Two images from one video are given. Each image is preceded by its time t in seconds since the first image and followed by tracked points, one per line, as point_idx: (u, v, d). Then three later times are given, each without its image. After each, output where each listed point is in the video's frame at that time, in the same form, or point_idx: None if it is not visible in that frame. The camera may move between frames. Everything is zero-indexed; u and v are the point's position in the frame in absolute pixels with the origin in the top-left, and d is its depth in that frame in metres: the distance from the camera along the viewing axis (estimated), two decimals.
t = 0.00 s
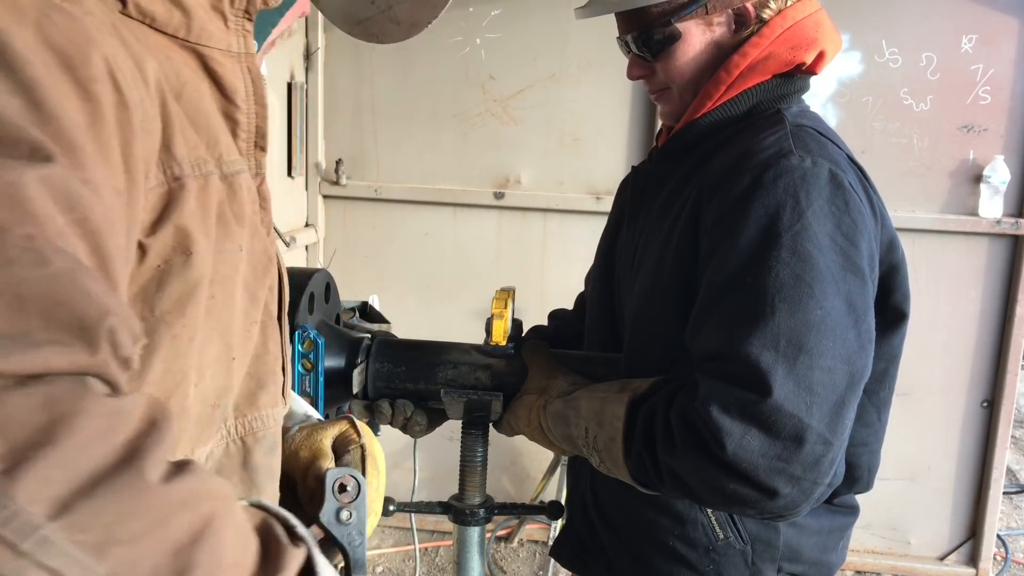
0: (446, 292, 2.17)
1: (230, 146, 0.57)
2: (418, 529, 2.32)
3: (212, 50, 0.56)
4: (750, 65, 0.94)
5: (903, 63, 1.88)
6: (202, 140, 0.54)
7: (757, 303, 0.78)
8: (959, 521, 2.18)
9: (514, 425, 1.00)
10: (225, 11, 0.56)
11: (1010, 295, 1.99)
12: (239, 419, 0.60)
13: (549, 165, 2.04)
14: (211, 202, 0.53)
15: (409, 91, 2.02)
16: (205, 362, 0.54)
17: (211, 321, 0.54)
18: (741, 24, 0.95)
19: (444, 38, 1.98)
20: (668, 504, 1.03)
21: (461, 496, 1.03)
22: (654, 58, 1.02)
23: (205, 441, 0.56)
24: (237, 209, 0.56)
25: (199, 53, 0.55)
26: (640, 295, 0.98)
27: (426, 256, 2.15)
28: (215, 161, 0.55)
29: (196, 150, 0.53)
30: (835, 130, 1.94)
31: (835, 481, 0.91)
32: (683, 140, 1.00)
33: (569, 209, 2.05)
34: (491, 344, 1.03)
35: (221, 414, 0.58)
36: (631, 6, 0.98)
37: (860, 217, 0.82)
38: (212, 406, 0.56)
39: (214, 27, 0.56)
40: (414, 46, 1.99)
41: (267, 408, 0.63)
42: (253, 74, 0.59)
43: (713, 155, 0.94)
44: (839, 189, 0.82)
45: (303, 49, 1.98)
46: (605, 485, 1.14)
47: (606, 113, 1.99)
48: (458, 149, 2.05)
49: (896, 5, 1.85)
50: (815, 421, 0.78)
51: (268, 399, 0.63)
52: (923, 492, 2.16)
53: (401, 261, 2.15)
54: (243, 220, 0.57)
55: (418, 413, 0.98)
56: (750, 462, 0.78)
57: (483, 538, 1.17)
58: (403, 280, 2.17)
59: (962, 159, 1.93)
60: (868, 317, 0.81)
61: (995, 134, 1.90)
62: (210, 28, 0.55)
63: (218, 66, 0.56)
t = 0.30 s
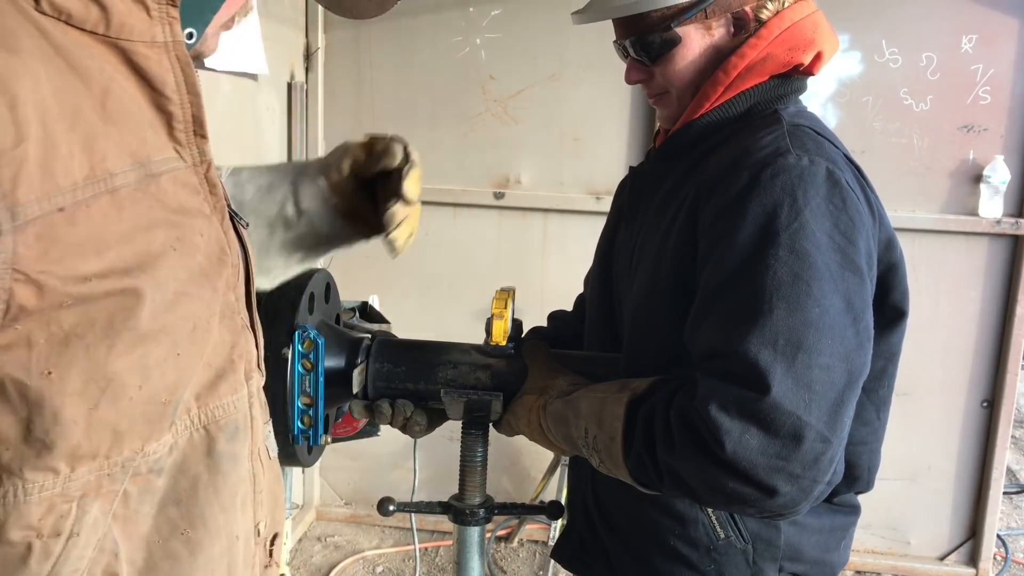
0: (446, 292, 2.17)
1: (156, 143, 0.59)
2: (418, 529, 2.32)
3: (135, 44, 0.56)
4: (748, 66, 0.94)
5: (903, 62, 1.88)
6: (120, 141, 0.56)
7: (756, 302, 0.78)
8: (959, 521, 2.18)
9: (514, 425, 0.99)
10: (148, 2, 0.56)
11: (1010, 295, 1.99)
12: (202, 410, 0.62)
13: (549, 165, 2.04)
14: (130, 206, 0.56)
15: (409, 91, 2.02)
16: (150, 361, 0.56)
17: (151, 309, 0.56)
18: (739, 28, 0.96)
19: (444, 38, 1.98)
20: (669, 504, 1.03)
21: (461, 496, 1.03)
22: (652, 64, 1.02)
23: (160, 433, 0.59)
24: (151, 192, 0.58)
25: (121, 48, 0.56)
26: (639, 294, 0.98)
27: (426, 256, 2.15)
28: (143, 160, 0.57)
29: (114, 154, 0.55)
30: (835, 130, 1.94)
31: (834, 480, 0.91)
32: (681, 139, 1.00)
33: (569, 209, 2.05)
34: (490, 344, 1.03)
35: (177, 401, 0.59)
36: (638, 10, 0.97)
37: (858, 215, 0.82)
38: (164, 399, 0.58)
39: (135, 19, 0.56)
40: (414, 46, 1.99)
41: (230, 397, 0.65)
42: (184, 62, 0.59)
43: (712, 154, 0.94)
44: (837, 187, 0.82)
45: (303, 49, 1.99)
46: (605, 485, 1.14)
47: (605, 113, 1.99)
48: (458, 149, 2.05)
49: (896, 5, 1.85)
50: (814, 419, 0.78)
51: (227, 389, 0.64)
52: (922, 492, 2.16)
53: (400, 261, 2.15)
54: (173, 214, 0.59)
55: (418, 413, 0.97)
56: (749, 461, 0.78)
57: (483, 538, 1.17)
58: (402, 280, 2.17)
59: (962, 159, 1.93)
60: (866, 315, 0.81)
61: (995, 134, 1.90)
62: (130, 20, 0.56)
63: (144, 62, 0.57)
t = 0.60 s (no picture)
0: (446, 292, 2.17)
1: (120, 150, 0.63)
2: (418, 529, 2.32)
3: (90, 49, 0.60)
4: (750, 67, 0.93)
5: (904, 62, 1.88)
6: (91, 151, 0.61)
7: (755, 306, 0.78)
8: (959, 521, 2.18)
9: (514, 425, 0.99)
10: (100, 6, 0.59)
11: (1010, 295, 1.99)
12: (188, 414, 0.68)
13: (548, 165, 2.04)
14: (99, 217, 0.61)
15: (408, 91, 2.02)
16: (121, 370, 0.62)
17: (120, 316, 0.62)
18: (740, 29, 0.96)
19: (444, 38, 1.98)
20: (668, 505, 1.03)
21: (461, 496, 1.03)
22: (653, 65, 1.02)
23: (142, 438, 0.64)
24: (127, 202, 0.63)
25: (77, 54, 0.60)
26: (639, 296, 0.98)
27: (426, 256, 2.15)
28: (114, 168, 0.62)
29: (79, 163, 0.60)
30: (835, 130, 1.94)
31: (833, 484, 0.91)
32: (681, 140, 1.00)
33: (569, 210, 2.05)
34: (490, 344, 1.03)
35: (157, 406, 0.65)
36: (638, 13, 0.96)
37: (858, 220, 0.82)
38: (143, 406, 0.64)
39: (88, 24, 0.59)
40: (414, 46, 2.00)
41: (215, 398, 0.70)
42: (144, 64, 0.63)
43: (712, 156, 0.94)
44: (837, 191, 0.82)
45: (303, 49, 1.98)
46: (605, 486, 1.14)
47: (605, 113, 1.99)
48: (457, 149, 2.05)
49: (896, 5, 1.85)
50: (812, 424, 0.78)
51: (212, 391, 0.69)
52: (922, 492, 2.16)
53: (400, 261, 2.15)
54: (138, 221, 0.64)
55: (417, 413, 0.97)
56: (747, 465, 0.78)
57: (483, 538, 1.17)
58: (402, 280, 2.17)
59: (962, 160, 1.93)
60: (865, 321, 0.81)
61: (995, 134, 1.90)
62: (82, 25, 0.59)
63: (101, 66, 0.61)
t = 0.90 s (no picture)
0: (446, 292, 2.17)
1: (123, 156, 0.63)
2: (418, 529, 2.32)
3: (87, 57, 0.60)
4: (751, 69, 0.93)
5: (904, 63, 1.88)
6: (93, 159, 0.61)
7: (755, 309, 0.78)
8: (959, 521, 2.18)
9: (514, 425, 0.99)
10: (95, 12, 0.59)
11: (1010, 295, 1.99)
12: (202, 420, 0.68)
13: (548, 165, 2.04)
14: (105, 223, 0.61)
15: (409, 91, 2.02)
16: (125, 378, 0.62)
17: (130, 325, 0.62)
18: (741, 30, 0.96)
19: (444, 38, 1.98)
20: (667, 506, 1.03)
21: (460, 496, 1.03)
22: (653, 66, 1.02)
23: (150, 445, 0.65)
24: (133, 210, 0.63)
25: (73, 62, 0.60)
26: (639, 298, 0.98)
27: (426, 256, 2.15)
28: (115, 174, 0.62)
29: (79, 170, 0.60)
30: (835, 130, 1.94)
31: (833, 487, 0.91)
32: (682, 142, 1.00)
33: (569, 210, 2.05)
34: (490, 344, 1.02)
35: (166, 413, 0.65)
36: (637, 16, 0.96)
37: (859, 223, 0.81)
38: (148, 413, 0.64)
39: (84, 32, 0.59)
40: (414, 46, 2.00)
41: (230, 404, 0.70)
42: (142, 70, 0.63)
43: (713, 158, 0.94)
44: (838, 194, 0.82)
45: (304, 48, 1.98)
46: (604, 486, 1.14)
47: (604, 113, 1.99)
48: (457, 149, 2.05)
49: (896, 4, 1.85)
50: (811, 428, 0.78)
51: (226, 398, 0.70)
52: (922, 492, 2.16)
53: (400, 261, 2.15)
54: (144, 227, 0.64)
55: (418, 413, 0.97)
56: (746, 469, 0.78)
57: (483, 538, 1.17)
58: (402, 281, 2.17)
59: (962, 159, 1.93)
60: (865, 325, 0.81)
61: (995, 134, 1.90)
62: (77, 33, 0.59)
63: (98, 73, 0.61)
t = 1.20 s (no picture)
0: (446, 292, 2.17)
1: (168, 149, 0.63)
2: (418, 529, 2.31)
3: (135, 53, 0.60)
4: (753, 70, 0.93)
5: (904, 62, 1.88)
6: (142, 150, 0.61)
7: (756, 310, 0.78)
8: (959, 521, 2.18)
9: (514, 425, 0.99)
10: (144, 9, 0.59)
11: (1010, 295, 1.99)
12: (259, 405, 0.69)
13: (548, 165, 2.04)
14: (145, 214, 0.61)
15: (409, 91, 2.02)
16: (179, 359, 0.63)
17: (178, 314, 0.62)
18: (743, 31, 0.96)
19: (444, 38, 1.98)
20: (667, 507, 1.03)
21: (460, 496, 1.03)
22: (654, 67, 1.02)
23: (205, 426, 0.65)
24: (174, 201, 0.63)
25: (122, 57, 0.61)
26: (639, 298, 0.98)
27: (426, 256, 2.15)
28: (161, 166, 0.62)
29: (128, 160, 0.60)
30: (835, 130, 1.94)
31: (833, 488, 0.91)
32: (682, 142, 1.01)
33: (569, 210, 2.05)
34: (490, 344, 1.02)
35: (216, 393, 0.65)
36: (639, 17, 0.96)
37: (860, 224, 0.81)
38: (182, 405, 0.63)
39: (133, 28, 0.60)
40: (414, 46, 1.99)
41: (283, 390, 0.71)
42: (187, 66, 0.63)
43: (713, 159, 0.94)
44: (839, 195, 0.82)
45: (304, 48, 1.98)
46: (604, 486, 1.14)
47: (605, 113, 1.99)
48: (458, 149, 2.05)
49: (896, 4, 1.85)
50: (811, 429, 0.78)
51: (282, 382, 0.71)
52: (922, 492, 2.16)
53: (400, 262, 2.15)
54: (187, 219, 0.63)
55: (418, 412, 0.98)
56: (746, 469, 0.78)
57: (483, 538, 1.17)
58: (403, 281, 2.17)
59: (962, 159, 1.93)
60: (865, 326, 0.81)
61: (995, 134, 1.90)
62: (126, 28, 0.59)
63: (145, 69, 0.61)
